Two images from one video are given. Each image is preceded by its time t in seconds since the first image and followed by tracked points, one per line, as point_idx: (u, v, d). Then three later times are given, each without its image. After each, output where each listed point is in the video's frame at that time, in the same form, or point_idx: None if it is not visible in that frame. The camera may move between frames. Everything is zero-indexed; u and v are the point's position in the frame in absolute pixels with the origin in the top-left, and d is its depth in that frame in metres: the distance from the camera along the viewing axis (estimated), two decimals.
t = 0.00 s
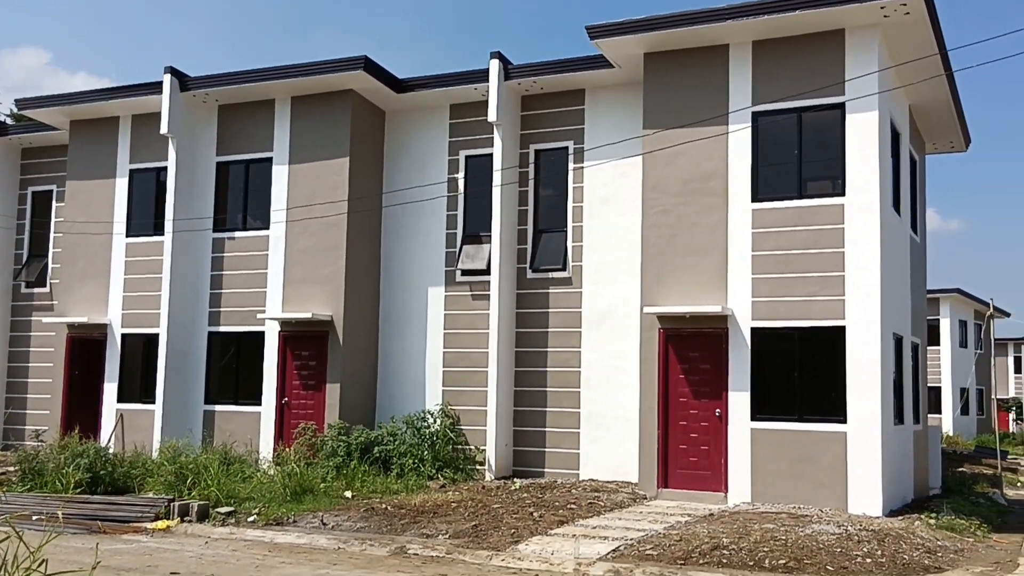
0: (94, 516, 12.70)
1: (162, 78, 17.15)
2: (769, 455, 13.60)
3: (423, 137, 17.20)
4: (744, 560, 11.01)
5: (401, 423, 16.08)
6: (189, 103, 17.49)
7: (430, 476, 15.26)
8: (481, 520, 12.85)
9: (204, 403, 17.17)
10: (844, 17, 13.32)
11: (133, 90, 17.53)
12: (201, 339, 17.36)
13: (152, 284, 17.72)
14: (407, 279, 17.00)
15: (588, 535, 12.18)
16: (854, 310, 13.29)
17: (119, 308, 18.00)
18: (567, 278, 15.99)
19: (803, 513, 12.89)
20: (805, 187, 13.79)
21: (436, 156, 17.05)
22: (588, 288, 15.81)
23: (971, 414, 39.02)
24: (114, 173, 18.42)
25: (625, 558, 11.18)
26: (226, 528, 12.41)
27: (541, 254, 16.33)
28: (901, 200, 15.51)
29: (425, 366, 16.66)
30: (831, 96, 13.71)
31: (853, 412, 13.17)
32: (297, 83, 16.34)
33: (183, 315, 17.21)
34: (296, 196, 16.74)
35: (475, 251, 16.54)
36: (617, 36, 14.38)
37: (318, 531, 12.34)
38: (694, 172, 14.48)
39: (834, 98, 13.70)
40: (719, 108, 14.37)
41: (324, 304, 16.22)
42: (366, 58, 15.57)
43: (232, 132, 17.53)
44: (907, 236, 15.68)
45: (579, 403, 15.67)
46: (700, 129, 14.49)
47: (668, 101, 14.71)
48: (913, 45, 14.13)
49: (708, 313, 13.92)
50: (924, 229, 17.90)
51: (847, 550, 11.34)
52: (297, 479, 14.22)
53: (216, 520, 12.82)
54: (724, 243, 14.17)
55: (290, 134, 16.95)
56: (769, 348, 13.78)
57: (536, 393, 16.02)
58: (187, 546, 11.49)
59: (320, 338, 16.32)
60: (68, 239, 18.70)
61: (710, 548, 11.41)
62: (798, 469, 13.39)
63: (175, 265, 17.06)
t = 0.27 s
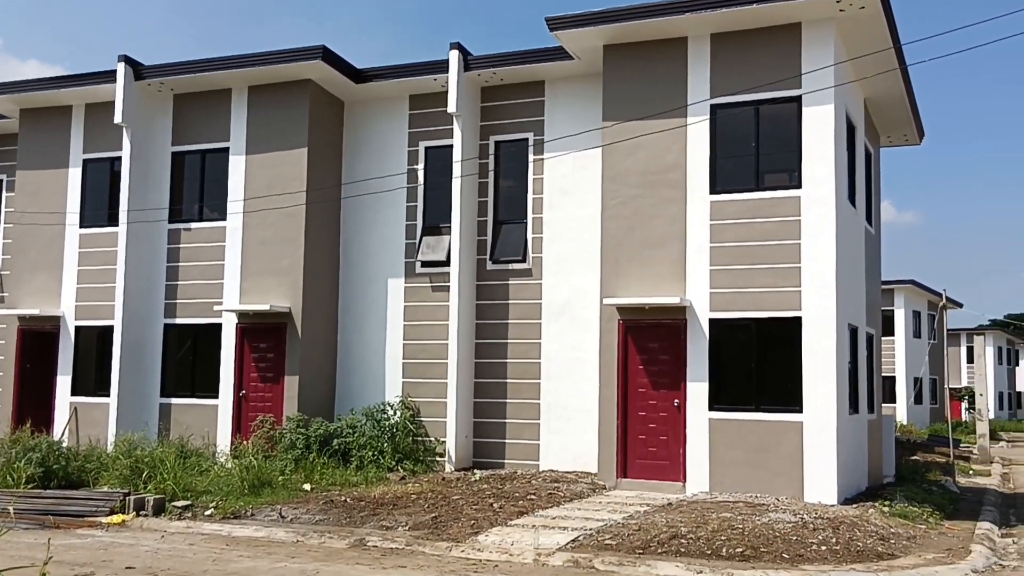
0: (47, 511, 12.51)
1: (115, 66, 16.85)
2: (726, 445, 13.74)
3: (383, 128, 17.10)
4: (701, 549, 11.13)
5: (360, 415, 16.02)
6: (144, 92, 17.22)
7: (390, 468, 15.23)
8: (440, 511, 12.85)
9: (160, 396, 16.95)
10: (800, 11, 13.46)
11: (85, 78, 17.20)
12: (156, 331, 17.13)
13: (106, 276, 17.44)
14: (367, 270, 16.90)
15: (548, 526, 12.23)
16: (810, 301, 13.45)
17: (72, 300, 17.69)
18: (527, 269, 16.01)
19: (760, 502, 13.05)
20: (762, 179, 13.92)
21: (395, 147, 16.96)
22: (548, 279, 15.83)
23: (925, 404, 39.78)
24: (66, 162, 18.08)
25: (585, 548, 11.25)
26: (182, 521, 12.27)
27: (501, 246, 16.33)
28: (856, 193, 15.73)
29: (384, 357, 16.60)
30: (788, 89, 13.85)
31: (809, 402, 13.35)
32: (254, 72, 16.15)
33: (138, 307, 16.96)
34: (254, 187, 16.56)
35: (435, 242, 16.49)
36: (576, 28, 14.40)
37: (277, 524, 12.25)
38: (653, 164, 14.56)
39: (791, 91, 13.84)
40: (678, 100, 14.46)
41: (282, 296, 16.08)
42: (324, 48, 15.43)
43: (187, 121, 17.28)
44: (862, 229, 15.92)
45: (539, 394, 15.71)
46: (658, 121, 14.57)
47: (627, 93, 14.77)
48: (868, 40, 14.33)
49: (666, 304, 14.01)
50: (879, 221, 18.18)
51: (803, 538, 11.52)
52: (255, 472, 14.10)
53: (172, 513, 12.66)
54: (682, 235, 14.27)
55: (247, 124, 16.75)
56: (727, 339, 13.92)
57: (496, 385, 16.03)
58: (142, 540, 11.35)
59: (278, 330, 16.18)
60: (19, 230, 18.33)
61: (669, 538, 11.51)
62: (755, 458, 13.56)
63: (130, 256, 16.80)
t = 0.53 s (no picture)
0: None
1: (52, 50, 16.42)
2: (672, 433, 13.90)
3: (329, 116, 16.93)
4: (647, 536, 11.25)
5: (307, 406, 15.89)
6: (83, 77, 16.81)
7: (337, 459, 15.15)
8: (388, 502, 12.81)
9: (102, 387, 16.63)
10: (745, 3, 13.60)
11: (21, 62, 16.74)
12: (97, 321, 16.78)
13: (44, 265, 17.03)
14: (314, 260, 16.74)
15: (496, 515, 12.26)
16: (754, 290, 13.64)
17: (9, 290, 17.25)
18: (475, 259, 15.99)
19: (706, 489, 13.23)
20: (708, 169, 14.07)
21: (342, 136, 16.80)
22: (497, 269, 15.83)
23: (866, 391, 40.70)
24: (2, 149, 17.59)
25: (533, 537, 11.30)
26: (124, 515, 12.06)
27: (450, 235, 16.28)
28: (800, 183, 15.98)
29: (331, 348, 16.47)
30: (734, 81, 13.99)
31: (753, 390, 13.54)
32: (197, 59, 15.86)
33: (78, 297, 16.60)
34: (197, 175, 16.29)
35: (383, 232, 16.39)
36: (524, 18, 14.38)
37: (222, 516, 12.10)
38: (601, 154, 14.63)
39: (736, 83, 13.98)
40: (625, 91, 14.54)
41: (227, 286, 15.85)
42: (269, 34, 15.21)
43: (128, 107, 16.92)
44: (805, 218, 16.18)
45: (487, 384, 15.72)
46: (607, 111, 14.63)
47: (575, 84, 14.80)
48: (811, 32, 14.53)
49: (613, 294, 14.10)
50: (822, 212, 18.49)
51: (747, 523, 11.71)
52: (199, 464, 13.91)
53: (114, 507, 12.43)
54: (630, 225, 14.37)
55: (190, 111, 16.45)
56: (673, 328, 14.05)
57: (445, 374, 16.01)
58: (83, 534, 11.14)
59: (223, 320, 15.97)
60: None
61: (616, 525, 11.62)
62: (701, 445, 13.73)
63: (69, 245, 16.43)
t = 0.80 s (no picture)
0: None
1: None
2: (613, 422, 14.02)
3: (270, 103, 16.68)
4: (588, 525, 11.34)
5: (247, 396, 15.71)
6: (13, 59, 16.32)
7: (277, 450, 15.02)
8: (328, 493, 12.72)
9: (33, 377, 16.21)
10: None
11: None
12: (27, 310, 16.32)
13: None
14: (253, 248, 16.50)
15: (437, 505, 12.25)
16: (694, 281, 13.79)
17: None
18: (418, 249, 15.92)
19: (645, 478, 13.37)
20: (650, 161, 14.18)
21: (283, 123, 16.57)
22: (440, 259, 15.77)
23: (804, 380, 41.56)
24: None
25: (473, 526, 11.32)
26: (56, 508, 11.79)
27: (392, 225, 16.18)
28: (740, 176, 16.19)
29: (272, 338, 16.28)
30: (676, 74, 14.11)
31: (693, 380, 13.71)
32: (132, 42, 15.51)
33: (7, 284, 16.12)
34: (133, 161, 15.94)
35: (324, 221, 16.22)
36: (468, 7, 14.33)
37: (157, 508, 11.90)
38: (544, 145, 14.65)
39: (678, 76, 14.10)
40: (568, 82, 14.58)
41: (164, 274, 15.56)
42: (208, 19, 14.92)
43: (61, 91, 16.47)
44: (744, 211, 16.40)
45: (429, 374, 15.68)
46: (550, 102, 14.65)
47: (519, 74, 14.80)
48: (751, 27, 14.72)
49: (556, 284, 14.16)
50: (761, 204, 18.78)
51: (685, 512, 11.87)
52: (134, 455, 13.65)
53: (45, 499, 12.15)
54: (572, 216, 14.43)
55: (126, 95, 16.08)
56: (614, 318, 14.16)
57: (386, 365, 15.92)
58: (12, 527, 10.87)
59: (160, 309, 15.68)
60: None
61: (556, 514, 11.69)
62: (641, 435, 13.88)
63: None
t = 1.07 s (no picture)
0: None
1: None
2: (559, 414, 14.08)
3: (214, 90, 16.40)
4: (532, 515, 11.38)
5: (188, 386, 15.52)
6: None
7: (219, 442, 14.83)
8: (270, 485, 12.58)
9: None
10: None
11: None
12: None
13: None
14: (196, 237, 16.23)
15: (381, 496, 12.20)
16: (640, 273, 13.89)
17: None
18: (364, 239, 15.80)
19: (590, 469, 13.46)
20: (597, 154, 14.23)
21: (227, 110, 16.32)
22: (387, 249, 15.67)
23: (748, 373, 42.21)
24: None
25: (417, 518, 11.29)
26: None
27: (338, 215, 16.04)
28: (686, 169, 16.34)
29: (214, 328, 16.04)
30: (623, 67, 14.17)
31: (638, 372, 13.82)
32: (71, 25, 15.13)
33: None
34: (72, 147, 15.57)
35: (269, 210, 16.02)
36: None
37: (94, 501, 11.67)
38: (491, 136, 14.63)
39: (626, 69, 14.17)
40: (516, 74, 14.57)
41: (103, 263, 15.24)
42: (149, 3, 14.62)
43: None
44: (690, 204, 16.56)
45: (375, 366, 15.59)
46: (498, 93, 14.63)
47: (467, 65, 14.75)
48: (698, 21, 14.84)
49: (503, 276, 14.16)
50: (707, 198, 18.98)
51: (629, 502, 11.97)
52: (71, 447, 13.37)
53: None
54: (519, 208, 14.43)
55: (64, 79, 15.70)
56: (560, 310, 14.21)
57: (332, 356, 15.79)
58: None
59: (98, 298, 15.35)
60: None
61: (501, 505, 11.70)
62: (586, 426, 13.96)
63: None
